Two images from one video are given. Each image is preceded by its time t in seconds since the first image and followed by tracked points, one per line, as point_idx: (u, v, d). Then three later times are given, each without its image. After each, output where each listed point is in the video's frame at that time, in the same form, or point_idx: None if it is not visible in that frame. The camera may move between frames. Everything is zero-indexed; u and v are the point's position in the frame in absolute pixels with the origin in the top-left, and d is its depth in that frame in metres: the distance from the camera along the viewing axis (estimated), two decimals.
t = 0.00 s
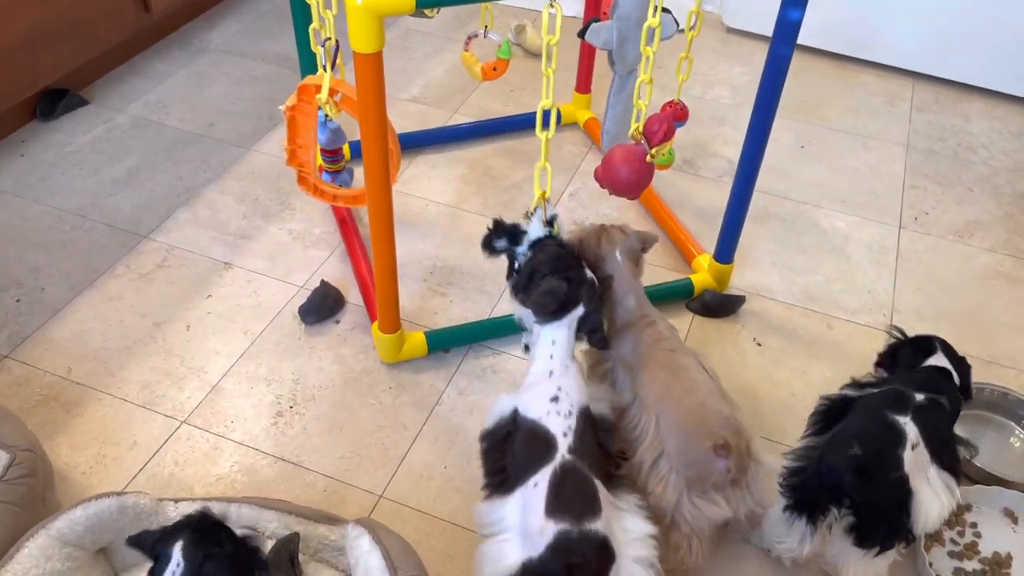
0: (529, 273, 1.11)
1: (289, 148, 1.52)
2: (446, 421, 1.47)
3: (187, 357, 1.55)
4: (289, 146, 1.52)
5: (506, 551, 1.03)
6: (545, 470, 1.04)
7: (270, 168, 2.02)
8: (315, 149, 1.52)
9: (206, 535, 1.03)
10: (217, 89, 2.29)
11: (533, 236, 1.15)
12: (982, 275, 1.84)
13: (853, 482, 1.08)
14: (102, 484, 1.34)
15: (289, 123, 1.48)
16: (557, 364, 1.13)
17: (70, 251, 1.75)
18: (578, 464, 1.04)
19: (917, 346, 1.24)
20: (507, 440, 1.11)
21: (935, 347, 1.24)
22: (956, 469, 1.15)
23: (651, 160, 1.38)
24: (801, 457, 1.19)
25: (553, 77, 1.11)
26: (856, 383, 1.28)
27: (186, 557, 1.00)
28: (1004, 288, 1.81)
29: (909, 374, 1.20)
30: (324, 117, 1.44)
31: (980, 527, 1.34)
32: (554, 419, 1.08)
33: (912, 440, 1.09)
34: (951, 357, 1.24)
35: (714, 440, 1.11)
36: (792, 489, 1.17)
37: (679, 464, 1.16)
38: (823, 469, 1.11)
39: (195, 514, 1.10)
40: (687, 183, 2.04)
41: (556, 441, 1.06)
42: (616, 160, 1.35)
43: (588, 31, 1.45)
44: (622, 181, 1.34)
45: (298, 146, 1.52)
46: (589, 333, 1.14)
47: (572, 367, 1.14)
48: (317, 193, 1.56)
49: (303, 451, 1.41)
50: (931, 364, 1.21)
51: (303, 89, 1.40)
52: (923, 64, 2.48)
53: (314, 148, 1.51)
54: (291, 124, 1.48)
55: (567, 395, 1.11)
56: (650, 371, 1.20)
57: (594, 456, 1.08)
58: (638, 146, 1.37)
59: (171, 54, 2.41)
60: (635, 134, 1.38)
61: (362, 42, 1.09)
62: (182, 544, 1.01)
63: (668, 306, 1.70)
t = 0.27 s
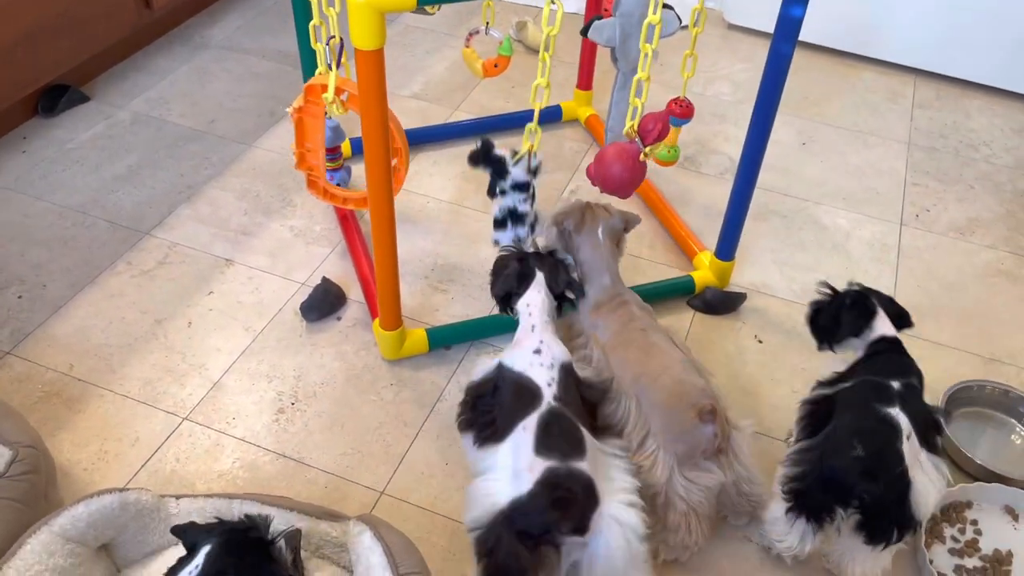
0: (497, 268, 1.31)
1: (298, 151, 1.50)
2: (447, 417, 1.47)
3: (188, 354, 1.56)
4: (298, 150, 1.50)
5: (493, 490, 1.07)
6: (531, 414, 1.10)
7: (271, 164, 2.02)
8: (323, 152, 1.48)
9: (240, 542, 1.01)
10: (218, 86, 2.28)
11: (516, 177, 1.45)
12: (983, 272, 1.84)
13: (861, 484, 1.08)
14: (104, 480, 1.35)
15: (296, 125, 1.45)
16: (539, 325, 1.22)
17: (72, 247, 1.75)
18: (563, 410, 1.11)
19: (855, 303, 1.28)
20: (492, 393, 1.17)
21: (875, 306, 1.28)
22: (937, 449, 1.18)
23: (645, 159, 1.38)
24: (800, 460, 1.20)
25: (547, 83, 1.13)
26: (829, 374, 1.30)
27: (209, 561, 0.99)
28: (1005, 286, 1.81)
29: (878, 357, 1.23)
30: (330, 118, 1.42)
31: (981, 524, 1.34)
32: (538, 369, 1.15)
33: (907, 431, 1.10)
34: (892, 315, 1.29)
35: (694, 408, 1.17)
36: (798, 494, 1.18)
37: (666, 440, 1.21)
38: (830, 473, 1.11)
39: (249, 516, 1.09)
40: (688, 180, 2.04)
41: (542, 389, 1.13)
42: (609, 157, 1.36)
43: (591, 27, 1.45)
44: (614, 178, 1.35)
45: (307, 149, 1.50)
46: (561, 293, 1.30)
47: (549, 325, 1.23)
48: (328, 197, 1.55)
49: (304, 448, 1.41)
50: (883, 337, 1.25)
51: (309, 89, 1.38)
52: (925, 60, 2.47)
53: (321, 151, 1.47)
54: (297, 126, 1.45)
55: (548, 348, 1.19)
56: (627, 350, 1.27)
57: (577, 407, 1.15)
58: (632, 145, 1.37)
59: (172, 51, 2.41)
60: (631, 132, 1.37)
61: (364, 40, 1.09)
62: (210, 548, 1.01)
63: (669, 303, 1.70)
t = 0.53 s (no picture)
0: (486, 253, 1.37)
1: (304, 151, 1.49)
2: (452, 415, 1.47)
3: (193, 351, 1.56)
4: (304, 150, 1.49)
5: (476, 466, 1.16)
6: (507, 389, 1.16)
7: (276, 162, 2.02)
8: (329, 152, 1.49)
9: (254, 560, 1.04)
10: (222, 83, 2.28)
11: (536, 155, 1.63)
12: (987, 269, 1.84)
13: (860, 458, 1.12)
14: (111, 478, 1.35)
15: (302, 125, 1.45)
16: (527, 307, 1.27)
17: (77, 245, 1.76)
18: (538, 383, 1.16)
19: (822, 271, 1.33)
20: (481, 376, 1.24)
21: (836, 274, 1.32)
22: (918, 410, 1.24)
23: (648, 158, 1.38)
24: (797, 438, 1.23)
25: (553, 70, 1.12)
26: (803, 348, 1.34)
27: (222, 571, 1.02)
28: (1009, 284, 1.81)
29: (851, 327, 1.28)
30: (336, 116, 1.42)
31: (986, 522, 1.34)
32: (520, 346, 1.21)
33: (901, 404, 1.15)
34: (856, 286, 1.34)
35: (687, 409, 1.15)
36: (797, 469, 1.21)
37: (660, 443, 1.19)
38: (830, 448, 1.15)
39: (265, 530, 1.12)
40: (692, 178, 2.04)
41: (519, 364, 1.19)
42: (611, 156, 1.36)
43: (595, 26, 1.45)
44: (617, 177, 1.35)
45: (313, 149, 1.49)
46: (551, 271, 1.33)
47: (535, 304, 1.28)
48: (334, 197, 1.56)
49: (310, 446, 1.41)
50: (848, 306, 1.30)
51: (315, 88, 1.38)
52: (929, 58, 2.47)
53: (328, 151, 1.48)
54: (304, 126, 1.45)
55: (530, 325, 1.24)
56: (616, 353, 1.25)
57: (559, 380, 1.20)
58: (635, 143, 1.37)
59: (176, 48, 2.41)
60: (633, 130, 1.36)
61: (371, 38, 1.09)
62: (222, 561, 1.03)
63: (673, 301, 1.70)
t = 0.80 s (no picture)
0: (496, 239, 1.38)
1: (303, 143, 1.50)
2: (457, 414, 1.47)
3: (199, 351, 1.56)
4: (302, 142, 1.50)
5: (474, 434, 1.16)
6: (506, 356, 1.17)
7: (281, 161, 2.02)
8: (328, 146, 1.49)
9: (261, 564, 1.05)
10: (226, 83, 2.29)
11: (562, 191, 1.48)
12: (993, 269, 1.84)
13: (858, 415, 1.20)
14: (117, 477, 1.35)
15: (302, 118, 1.46)
16: (524, 285, 1.28)
17: (83, 244, 1.76)
18: (537, 352, 1.16)
19: (792, 243, 1.46)
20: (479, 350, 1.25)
21: (814, 247, 1.44)
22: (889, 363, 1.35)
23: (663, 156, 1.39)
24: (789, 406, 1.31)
25: (569, 62, 1.15)
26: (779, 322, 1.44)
27: None
28: (1016, 283, 1.80)
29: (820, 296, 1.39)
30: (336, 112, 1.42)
31: (992, 522, 1.34)
32: (517, 321, 1.22)
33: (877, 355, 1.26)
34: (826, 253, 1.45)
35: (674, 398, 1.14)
36: (795, 436, 1.28)
37: (649, 431, 1.18)
38: (826, 410, 1.22)
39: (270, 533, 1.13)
40: (697, 177, 2.04)
41: (517, 334, 1.20)
42: (626, 153, 1.36)
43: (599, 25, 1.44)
44: (632, 175, 1.35)
45: (311, 142, 1.50)
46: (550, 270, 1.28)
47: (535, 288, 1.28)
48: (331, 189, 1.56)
49: (315, 445, 1.42)
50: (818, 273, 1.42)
51: (316, 84, 1.38)
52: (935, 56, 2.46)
53: (327, 145, 1.48)
54: (304, 119, 1.45)
55: (530, 306, 1.25)
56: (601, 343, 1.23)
57: (557, 355, 1.20)
58: (647, 141, 1.37)
59: (181, 48, 2.41)
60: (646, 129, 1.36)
61: (377, 36, 1.09)
62: (229, 567, 1.04)
63: (678, 300, 1.70)
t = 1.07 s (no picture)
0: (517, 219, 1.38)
1: (304, 143, 1.50)
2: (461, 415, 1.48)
3: (204, 352, 1.57)
4: (304, 142, 1.50)
5: (476, 431, 1.19)
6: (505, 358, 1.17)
7: (285, 163, 2.03)
8: (331, 145, 1.49)
9: (265, 561, 1.05)
10: (230, 84, 2.29)
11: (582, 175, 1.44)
12: (996, 269, 1.84)
13: (897, 387, 1.23)
14: (123, 477, 1.36)
15: (304, 119, 1.46)
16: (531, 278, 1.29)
17: (88, 246, 1.77)
18: (535, 355, 1.16)
19: (800, 208, 1.43)
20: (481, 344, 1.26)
21: (824, 211, 1.43)
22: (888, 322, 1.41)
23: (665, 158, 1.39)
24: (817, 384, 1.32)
25: (583, 59, 1.15)
26: (783, 294, 1.44)
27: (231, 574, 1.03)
28: (1019, 284, 1.80)
29: (827, 264, 1.40)
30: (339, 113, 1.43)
31: (996, 523, 1.34)
32: (519, 320, 1.22)
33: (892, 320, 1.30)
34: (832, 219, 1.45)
35: (665, 401, 1.13)
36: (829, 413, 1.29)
37: (642, 433, 1.18)
38: (868, 385, 1.24)
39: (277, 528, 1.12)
40: (700, 178, 2.04)
41: (517, 335, 1.19)
42: (628, 155, 1.36)
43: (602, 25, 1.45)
44: (635, 176, 1.35)
45: (313, 141, 1.50)
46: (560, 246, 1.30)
47: (541, 278, 1.29)
48: (332, 188, 1.57)
49: (320, 446, 1.42)
50: (825, 245, 1.42)
51: (319, 85, 1.39)
52: (938, 57, 2.46)
53: (330, 145, 1.49)
54: (306, 119, 1.46)
55: (532, 299, 1.25)
56: (604, 341, 1.23)
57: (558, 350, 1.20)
58: (649, 142, 1.37)
59: (185, 49, 2.42)
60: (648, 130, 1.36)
61: (382, 39, 1.09)
62: (233, 564, 1.04)
63: (681, 301, 1.71)
